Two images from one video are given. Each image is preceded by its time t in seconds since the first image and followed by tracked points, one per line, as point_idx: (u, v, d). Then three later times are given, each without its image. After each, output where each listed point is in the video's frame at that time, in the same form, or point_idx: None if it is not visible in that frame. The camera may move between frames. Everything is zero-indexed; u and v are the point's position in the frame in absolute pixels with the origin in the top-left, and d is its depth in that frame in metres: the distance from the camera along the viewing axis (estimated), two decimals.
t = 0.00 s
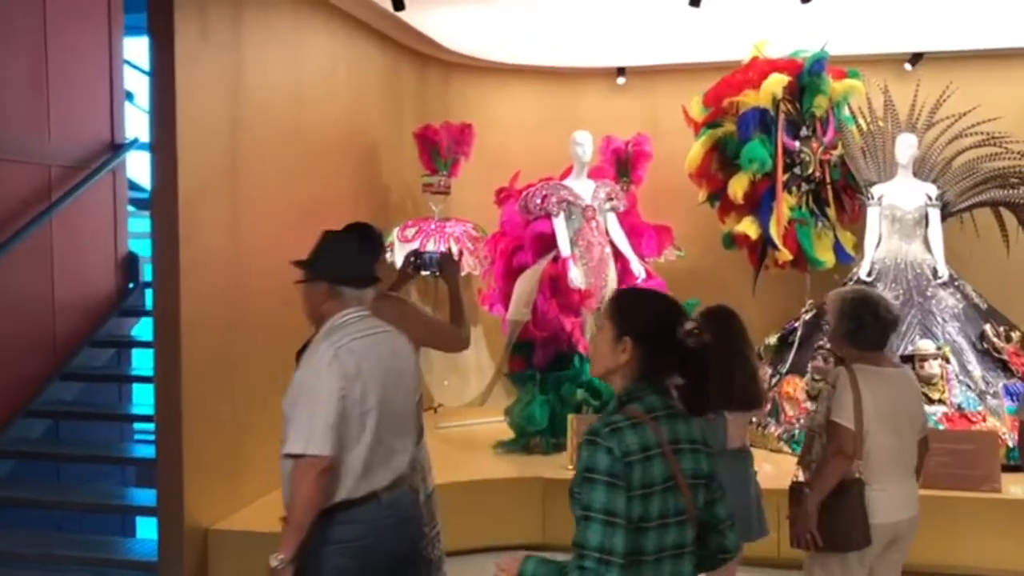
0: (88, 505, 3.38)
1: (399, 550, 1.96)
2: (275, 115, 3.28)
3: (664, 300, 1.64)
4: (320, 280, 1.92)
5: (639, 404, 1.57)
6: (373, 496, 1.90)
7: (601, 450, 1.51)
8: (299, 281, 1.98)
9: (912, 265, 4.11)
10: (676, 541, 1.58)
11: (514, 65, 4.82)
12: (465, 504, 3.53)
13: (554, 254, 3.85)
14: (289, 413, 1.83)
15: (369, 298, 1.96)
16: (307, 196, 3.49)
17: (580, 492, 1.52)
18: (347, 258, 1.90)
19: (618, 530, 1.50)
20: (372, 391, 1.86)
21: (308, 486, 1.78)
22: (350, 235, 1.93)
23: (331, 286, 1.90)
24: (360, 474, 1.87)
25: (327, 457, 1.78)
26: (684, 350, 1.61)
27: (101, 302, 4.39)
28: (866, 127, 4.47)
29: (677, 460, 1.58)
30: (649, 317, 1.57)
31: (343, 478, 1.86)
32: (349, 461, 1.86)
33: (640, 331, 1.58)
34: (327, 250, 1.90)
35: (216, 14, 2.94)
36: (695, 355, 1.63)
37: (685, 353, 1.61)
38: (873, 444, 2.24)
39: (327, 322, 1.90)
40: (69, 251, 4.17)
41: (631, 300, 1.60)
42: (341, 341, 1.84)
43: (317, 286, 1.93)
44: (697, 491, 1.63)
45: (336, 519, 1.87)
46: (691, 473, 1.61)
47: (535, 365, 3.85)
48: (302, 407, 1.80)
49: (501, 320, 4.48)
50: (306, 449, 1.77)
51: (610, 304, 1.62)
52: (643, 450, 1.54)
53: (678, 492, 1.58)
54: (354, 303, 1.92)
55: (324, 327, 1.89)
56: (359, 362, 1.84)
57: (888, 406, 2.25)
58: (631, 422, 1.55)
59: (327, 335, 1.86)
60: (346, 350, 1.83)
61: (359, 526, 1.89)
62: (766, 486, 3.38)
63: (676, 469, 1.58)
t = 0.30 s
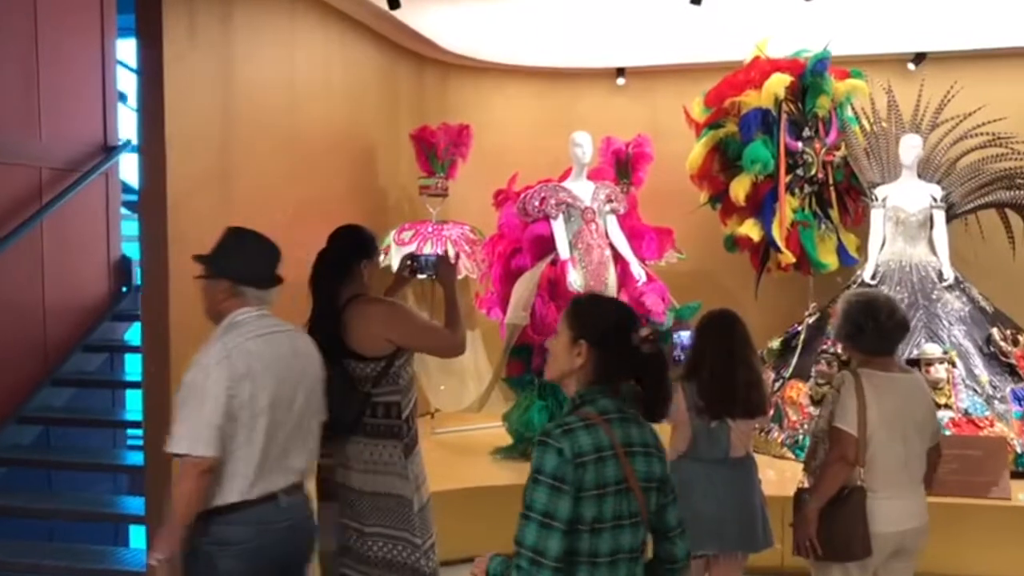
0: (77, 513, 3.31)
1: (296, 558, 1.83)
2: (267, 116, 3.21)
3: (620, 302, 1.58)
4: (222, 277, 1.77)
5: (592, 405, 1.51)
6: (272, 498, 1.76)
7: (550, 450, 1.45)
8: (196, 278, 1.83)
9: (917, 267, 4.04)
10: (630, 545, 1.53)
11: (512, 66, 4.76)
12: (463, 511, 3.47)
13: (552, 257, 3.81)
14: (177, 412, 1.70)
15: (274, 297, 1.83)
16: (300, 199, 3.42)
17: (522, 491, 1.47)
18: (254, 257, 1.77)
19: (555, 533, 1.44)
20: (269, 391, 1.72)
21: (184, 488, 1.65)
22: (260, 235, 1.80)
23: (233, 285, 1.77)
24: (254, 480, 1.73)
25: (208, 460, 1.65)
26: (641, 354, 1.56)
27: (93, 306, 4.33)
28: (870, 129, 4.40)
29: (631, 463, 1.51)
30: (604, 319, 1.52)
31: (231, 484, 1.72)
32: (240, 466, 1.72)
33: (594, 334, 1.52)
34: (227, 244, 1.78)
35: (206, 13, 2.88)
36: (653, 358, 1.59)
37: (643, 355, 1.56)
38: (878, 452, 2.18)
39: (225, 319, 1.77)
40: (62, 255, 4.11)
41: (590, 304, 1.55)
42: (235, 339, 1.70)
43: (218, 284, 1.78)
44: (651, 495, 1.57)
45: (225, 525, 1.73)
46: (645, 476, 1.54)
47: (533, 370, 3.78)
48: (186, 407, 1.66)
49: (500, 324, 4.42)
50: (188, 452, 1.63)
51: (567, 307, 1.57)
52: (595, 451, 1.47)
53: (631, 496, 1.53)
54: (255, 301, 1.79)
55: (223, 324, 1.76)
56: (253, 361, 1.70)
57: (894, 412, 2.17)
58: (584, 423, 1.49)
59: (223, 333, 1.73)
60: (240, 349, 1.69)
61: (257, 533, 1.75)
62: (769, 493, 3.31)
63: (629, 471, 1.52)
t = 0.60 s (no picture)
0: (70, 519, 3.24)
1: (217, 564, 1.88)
2: (266, 114, 3.13)
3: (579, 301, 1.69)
4: (138, 281, 1.84)
5: (551, 399, 1.63)
6: (189, 502, 1.83)
7: (510, 442, 1.56)
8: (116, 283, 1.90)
9: (934, 270, 3.92)
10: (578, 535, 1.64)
11: (521, 64, 4.66)
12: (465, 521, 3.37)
13: (559, 259, 3.73)
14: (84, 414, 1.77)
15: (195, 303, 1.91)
16: (301, 198, 3.34)
17: (481, 480, 1.58)
18: (172, 262, 1.85)
19: (510, 522, 1.56)
20: (174, 394, 1.79)
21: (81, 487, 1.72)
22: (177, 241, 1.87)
23: (150, 288, 1.84)
24: (163, 483, 1.79)
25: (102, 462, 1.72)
26: (598, 351, 1.67)
27: (92, 307, 4.26)
28: (886, 128, 4.29)
29: (584, 457, 1.63)
30: (565, 318, 1.64)
31: (140, 486, 1.78)
32: (150, 469, 1.79)
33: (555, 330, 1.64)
34: (146, 249, 1.85)
35: (202, 7, 2.80)
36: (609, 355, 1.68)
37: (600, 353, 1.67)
38: (884, 465, 2.08)
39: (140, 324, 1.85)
40: (60, 254, 4.04)
41: (550, 302, 1.66)
42: (143, 342, 1.79)
43: (135, 288, 1.85)
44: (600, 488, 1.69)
45: (136, 530, 1.79)
46: (595, 470, 1.66)
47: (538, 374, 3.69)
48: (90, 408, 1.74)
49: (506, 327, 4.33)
50: (80, 452, 1.70)
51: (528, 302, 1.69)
52: (553, 444, 1.59)
53: (583, 488, 1.64)
54: (173, 307, 1.87)
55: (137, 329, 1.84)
56: (159, 365, 1.79)
57: (903, 422, 2.08)
58: (542, 416, 1.60)
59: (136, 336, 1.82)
60: (147, 352, 1.78)
61: (178, 535, 1.81)
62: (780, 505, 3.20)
63: (582, 465, 1.63)
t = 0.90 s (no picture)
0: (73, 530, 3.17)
1: (142, 557, 2.05)
2: (273, 116, 3.06)
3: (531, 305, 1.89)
4: (67, 279, 1.96)
5: (510, 402, 1.83)
6: (118, 500, 1.97)
7: (477, 448, 1.77)
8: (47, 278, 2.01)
9: (962, 276, 3.78)
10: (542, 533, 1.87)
11: (537, 66, 4.58)
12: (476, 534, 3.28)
13: (573, 264, 3.64)
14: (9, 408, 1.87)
15: (120, 301, 2.03)
16: (309, 202, 3.27)
17: (455, 488, 1.79)
18: (101, 264, 1.96)
19: (486, 526, 1.78)
20: (98, 392, 1.91)
21: (11, 485, 1.82)
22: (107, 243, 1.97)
23: (76, 285, 1.95)
24: (90, 479, 1.92)
25: (30, 459, 1.83)
26: (552, 352, 1.87)
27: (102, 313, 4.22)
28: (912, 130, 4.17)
29: (545, 457, 1.84)
30: (519, 324, 1.84)
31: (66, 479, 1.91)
32: (77, 465, 1.91)
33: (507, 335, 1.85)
34: (78, 247, 1.95)
35: (206, 5, 2.73)
36: (563, 355, 1.89)
37: (554, 354, 1.88)
38: (899, 483, 2.10)
39: (69, 320, 1.96)
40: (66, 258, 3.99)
41: (505, 309, 1.86)
42: (69, 339, 1.90)
43: (63, 286, 1.96)
44: (561, 488, 1.90)
45: (68, 529, 1.92)
46: (558, 469, 1.88)
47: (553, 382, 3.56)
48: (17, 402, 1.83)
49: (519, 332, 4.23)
50: (7, 450, 1.80)
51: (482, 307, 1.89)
52: (516, 446, 1.80)
53: (546, 488, 1.86)
54: (99, 304, 1.98)
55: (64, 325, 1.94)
56: (85, 365, 1.90)
57: (920, 440, 2.08)
58: (504, 419, 1.80)
59: (65, 331, 1.92)
60: (74, 350, 1.89)
61: (105, 535, 1.95)
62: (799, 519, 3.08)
63: (544, 465, 1.85)
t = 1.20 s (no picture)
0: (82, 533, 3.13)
1: (71, 560, 2.24)
2: (281, 112, 2.99)
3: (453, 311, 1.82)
4: None
5: (451, 413, 1.77)
6: (39, 505, 2.17)
7: (421, 462, 1.70)
8: None
9: (992, 274, 3.66)
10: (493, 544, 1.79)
11: (553, 60, 4.50)
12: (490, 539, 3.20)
13: (590, 262, 3.53)
14: None
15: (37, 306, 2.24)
16: (319, 200, 3.20)
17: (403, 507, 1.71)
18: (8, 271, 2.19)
19: (440, 540, 1.70)
20: (22, 399, 2.11)
21: None
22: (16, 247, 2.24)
23: None
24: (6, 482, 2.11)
25: None
26: (483, 348, 1.79)
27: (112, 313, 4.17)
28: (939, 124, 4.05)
29: (490, 465, 1.78)
30: (447, 330, 1.77)
31: None
32: None
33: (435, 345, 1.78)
34: None
35: None
36: (493, 349, 1.80)
37: (485, 350, 1.79)
38: (928, 491, 2.00)
39: None
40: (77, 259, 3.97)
41: (430, 318, 1.79)
42: None
43: None
44: (512, 495, 1.83)
45: None
46: (505, 477, 1.81)
47: (569, 384, 3.45)
48: None
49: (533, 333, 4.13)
50: None
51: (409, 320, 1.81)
52: (458, 458, 1.73)
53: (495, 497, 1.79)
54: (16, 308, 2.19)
55: None
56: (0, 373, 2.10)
57: (948, 445, 1.99)
58: (444, 432, 1.74)
59: None
60: None
61: (23, 540, 2.15)
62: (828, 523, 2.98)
63: (490, 474, 1.78)
